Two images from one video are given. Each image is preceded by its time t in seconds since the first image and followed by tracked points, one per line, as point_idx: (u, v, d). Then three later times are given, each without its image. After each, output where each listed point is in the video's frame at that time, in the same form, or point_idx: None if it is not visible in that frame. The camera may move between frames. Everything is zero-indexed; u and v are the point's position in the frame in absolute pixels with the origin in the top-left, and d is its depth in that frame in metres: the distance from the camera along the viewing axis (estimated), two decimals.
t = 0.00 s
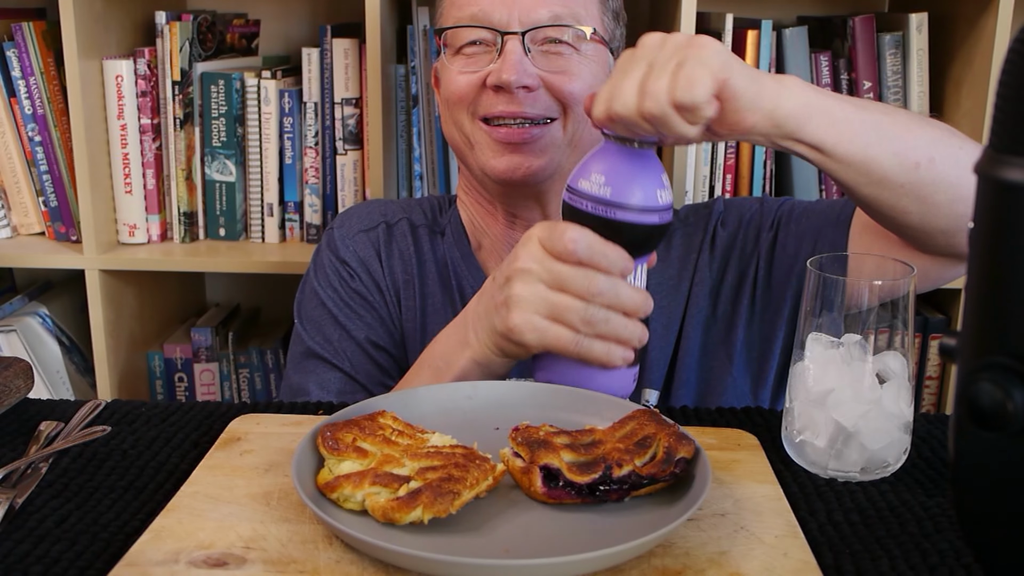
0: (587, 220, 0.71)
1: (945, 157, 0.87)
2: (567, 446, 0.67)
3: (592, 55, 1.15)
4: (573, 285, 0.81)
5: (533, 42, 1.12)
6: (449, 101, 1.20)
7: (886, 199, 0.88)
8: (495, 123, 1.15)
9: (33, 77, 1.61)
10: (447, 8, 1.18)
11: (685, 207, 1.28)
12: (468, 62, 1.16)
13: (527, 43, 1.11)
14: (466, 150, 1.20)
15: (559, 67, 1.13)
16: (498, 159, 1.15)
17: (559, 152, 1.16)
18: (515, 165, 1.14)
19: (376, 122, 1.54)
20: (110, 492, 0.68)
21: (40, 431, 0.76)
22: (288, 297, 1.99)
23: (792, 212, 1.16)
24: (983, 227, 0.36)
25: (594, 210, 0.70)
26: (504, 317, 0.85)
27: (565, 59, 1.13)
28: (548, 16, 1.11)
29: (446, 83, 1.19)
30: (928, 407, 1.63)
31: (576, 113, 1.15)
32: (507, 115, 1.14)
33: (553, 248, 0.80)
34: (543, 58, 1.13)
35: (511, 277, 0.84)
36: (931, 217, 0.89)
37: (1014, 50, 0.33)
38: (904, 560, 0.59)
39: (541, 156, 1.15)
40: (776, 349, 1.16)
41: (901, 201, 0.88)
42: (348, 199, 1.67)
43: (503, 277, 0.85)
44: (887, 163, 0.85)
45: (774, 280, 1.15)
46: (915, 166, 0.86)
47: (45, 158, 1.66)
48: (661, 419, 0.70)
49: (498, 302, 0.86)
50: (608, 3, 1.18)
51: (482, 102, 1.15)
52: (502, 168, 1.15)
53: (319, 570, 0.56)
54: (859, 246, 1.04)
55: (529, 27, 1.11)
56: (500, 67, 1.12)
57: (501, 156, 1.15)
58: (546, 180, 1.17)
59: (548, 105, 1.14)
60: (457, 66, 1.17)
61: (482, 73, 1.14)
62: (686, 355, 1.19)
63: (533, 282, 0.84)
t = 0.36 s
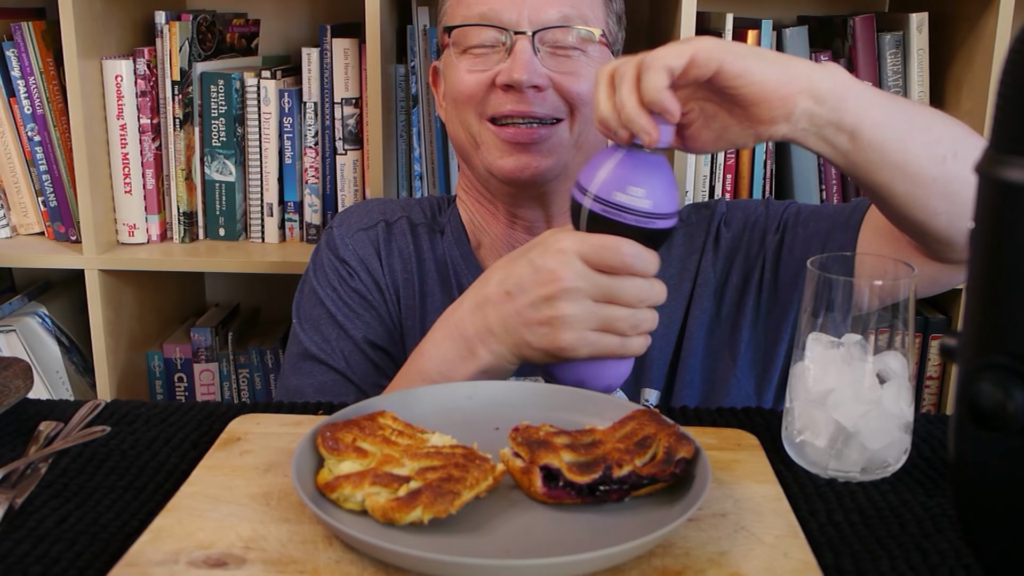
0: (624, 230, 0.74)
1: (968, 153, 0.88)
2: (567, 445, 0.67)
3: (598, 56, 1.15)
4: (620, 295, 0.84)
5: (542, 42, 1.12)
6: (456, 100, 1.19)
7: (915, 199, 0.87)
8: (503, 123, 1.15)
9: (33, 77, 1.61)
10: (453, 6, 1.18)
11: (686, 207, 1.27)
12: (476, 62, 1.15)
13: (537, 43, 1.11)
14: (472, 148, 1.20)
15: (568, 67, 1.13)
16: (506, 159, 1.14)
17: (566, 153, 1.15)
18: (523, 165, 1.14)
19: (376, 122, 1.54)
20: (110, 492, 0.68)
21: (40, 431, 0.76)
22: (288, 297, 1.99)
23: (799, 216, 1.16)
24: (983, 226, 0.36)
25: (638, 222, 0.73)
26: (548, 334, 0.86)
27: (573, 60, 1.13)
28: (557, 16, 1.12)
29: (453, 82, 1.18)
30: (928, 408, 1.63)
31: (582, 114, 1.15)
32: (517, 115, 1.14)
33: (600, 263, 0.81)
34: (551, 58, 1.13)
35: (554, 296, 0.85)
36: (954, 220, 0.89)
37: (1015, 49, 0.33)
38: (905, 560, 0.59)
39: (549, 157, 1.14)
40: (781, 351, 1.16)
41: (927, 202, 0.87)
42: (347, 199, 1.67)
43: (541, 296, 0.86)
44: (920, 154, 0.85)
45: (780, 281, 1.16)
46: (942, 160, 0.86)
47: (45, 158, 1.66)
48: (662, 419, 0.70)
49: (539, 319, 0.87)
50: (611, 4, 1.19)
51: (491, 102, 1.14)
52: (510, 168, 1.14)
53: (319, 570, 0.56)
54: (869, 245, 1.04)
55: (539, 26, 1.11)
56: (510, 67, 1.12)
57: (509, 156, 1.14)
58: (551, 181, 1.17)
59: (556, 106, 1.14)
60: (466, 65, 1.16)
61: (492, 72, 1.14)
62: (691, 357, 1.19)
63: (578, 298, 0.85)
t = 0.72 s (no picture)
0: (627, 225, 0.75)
1: (956, 156, 0.87)
2: (567, 445, 0.67)
3: (602, 61, 1.16)
4: (618, 291, 0.83)
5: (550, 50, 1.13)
6: (463, 107, 1.18)
7: (900, 195, 0.88)
8: (514, 130, 1.14)
9: (33, 77, 1.61)
10: (457, 11, 1.18)
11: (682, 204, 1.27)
12: (485, 69, 1.15)
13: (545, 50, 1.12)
14: (478, 154, 1.19)
15: (577, 74, 1.13)
16: (517, 166, 1.14)
17: (575, 158, 1.16)
18: (535, 171, 1.14)
19: (376, 122, 1.54)
20: (110, 492, 0.68)
21: (40, 431, 0.76)
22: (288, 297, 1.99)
23: (795, 211, 1.17)
24: (982, 227, 0.36)
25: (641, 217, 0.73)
26: (545, 324, 0.87)
27: (581, 67, 1.14)
28: (566, 20, 1.12)
29: (460, 89, 1.18)
30: (928, 407, 1.63)
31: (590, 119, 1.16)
32: (528, 122, 1.14)
33: (597, 255, 0.81)
34: (560, 65, 1.13)
35: (552, 286, 0.86)
36: (942, 215, 0.89)
37: (1014, 50, 0.33)
38: (904, 560, 0.59)
39: (559, 163, 1.14)
40: (779, 347, 1.17)
41: (912, 198, 0.88)
42: (347, 199, 1.67)
43: (540, 287, 0.87)
44: (903, 158, 0.86)
45: (778, 277, 1.17)
46: (928, 162, 0.86)
47: (45, 158, 1.66)
48: (662, 419, 0.70)
49: (536, 309, 0.87)
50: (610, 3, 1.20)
51: (501, 109, 1.14)
52: (521, 174, 1.14)
53: (319, 570, 0.56)
54: (866, 245, 1.04)
55: (547, 33, 1.12)
56: (521, 74, 1.12)
57: (520, 162, 1.14)
58: (560, 185, 1.17)
59: (566, 112, 1.14)
60: (474, 72, 1.16)
61: (503, 79, 1.14)
62: (691, 355, 1.18)
63: (577, 291, 0.85)
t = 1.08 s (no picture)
0: (607, 236, 0.70)
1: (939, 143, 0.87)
2: (567, 445, 0.67)
3: (591, 62, 1.16)
4: (583, 302, 0.81)
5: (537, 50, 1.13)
6: (453, 109, 1.19)
7: (884, 186, 0.89)
8: (503, 132, 1.14)
9: (33, 77, 1.61)
10: (446, 14, 1.18)
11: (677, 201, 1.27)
12: (473, 72, 1.15)
13: (532, 50, 1.12)
14: (469, 156, 1.20)
15: (565, 74, 1.13)
16: (507, 167, 1.14)
17: (565, 160, 1.15)
18: (524, 173, 1.14)
19: (376, 121, 1.54)
20: (110, 492, 0.68)
21: (40, 431, 0.76)
22: (288, 297, 1.99)
23: (787, 205, 1.16)
24: (983, 227, 0.36)
25: (614, 230, 0.69)
26: (514, 329, 0.86)
27: (569, 67, 1.14)
28: (554, 20, 1.12)
29: (450, 91, 1.18)
30: (928, 407, 1.63)
31: (581, 120, 1.16)
32: (517, 123, 1.14)
33: (565, 261, 0.81)
34: (548, 65, 1.13)
35: (524, 289, 0.86)
36: (926, 203, 0.90)
37: (1014, 50, 0.33)
38: (904, 560, 0.59)
39: (549, 164, 1.14)
40: (773, 342, 1.17)
41: (896, 188, 0.89)
42: (347, 199, 1.67)
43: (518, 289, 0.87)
44: (885, 150, 0.85)
45: (772, 273, 1.17)
46: (910, 152, 0.86)
47: (45, 158, 1.66)
48: (662, 419, 0.70)
49: (510, 313, 0.87)
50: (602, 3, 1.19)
51: (490, 111, 1.14)
52: (511, 176, 1.14)
53: (319, 570, 0.56)
54: (858, 243, 1.04)
55: (534, 33, 1.12)
56: (508, 75, 1.12)
57: (510, 164, 1.14)
58: (551, 187, 1.17)
59: (554, 113, 1.14)
60: (463, 74, 1.16)
61: (491, 81, 1.14)
62: (686, 350, 1.19)
63: (544, 297, 0.85)
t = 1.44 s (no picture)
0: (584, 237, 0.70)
1: (948, 151, 0.88)
2: (567, 445, 0.67)
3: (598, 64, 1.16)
4: (568, 305, 0.81)
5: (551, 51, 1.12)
6: (461, 108, 1.18)
7: (889, 188, 0.89)
8: (514, 133, 1.14)
9: (33, 77, 1.61)
10: (455, 11, 1.18)
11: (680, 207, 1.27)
12: (485, 72, 1.15)
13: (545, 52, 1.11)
14: (475, 156, 1.19)
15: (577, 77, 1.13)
16: (515, 168, 1.14)
17: (573, 162, 1.15)
18: (534, 173, 1.14)
19: (376, 121, 1.54)
20: (110, 492, 0.68)
21: (40, 431, 0.76)
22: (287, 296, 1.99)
23: (791, 216, 1.17)
24: (983, 227, 0.36)
25: (592, 231, 0.68)
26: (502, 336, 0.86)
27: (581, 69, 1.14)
28: (566, 22, 1.12)
29: (459, 90, 1.18)
30: (928, 407, 1.63)
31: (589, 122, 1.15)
32: (527, 125, 1.14)
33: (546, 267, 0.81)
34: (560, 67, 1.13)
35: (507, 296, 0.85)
36: (926, 214, 0.90)
37: (1014, 50, 0.33)
38: (905, 560, 0.59)
39: (558, 166, 1.14)
40: (771, 351, 1.16)
41: (896, 191, 0.89)
42: (348, 199, 1.67)
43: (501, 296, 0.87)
44: (897, 150, 0.87)
45: (772, 281, 1.16)
46: (919, 159, 0.87)
47: (45, 158, 1.66)
48: (662, 419, 0.70)
49: (496, 320, 0.87)
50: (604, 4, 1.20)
51: (502, 112, 1.14)
52: (520, 176, 1.14)
53: (319, 570, 0.56)
54: (860, 246, 1.04)
55: (547, 34, 1.12)
56: (521, 76, 1.12)
57: (519, 164, 1.14)
58: (556, 188, 1.17)
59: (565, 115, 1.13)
60: (474, 73, 1.16)
61: (504, 82, 1.14)
62: (685, 357, 1.18)
63: (529, 303, 0.84)
